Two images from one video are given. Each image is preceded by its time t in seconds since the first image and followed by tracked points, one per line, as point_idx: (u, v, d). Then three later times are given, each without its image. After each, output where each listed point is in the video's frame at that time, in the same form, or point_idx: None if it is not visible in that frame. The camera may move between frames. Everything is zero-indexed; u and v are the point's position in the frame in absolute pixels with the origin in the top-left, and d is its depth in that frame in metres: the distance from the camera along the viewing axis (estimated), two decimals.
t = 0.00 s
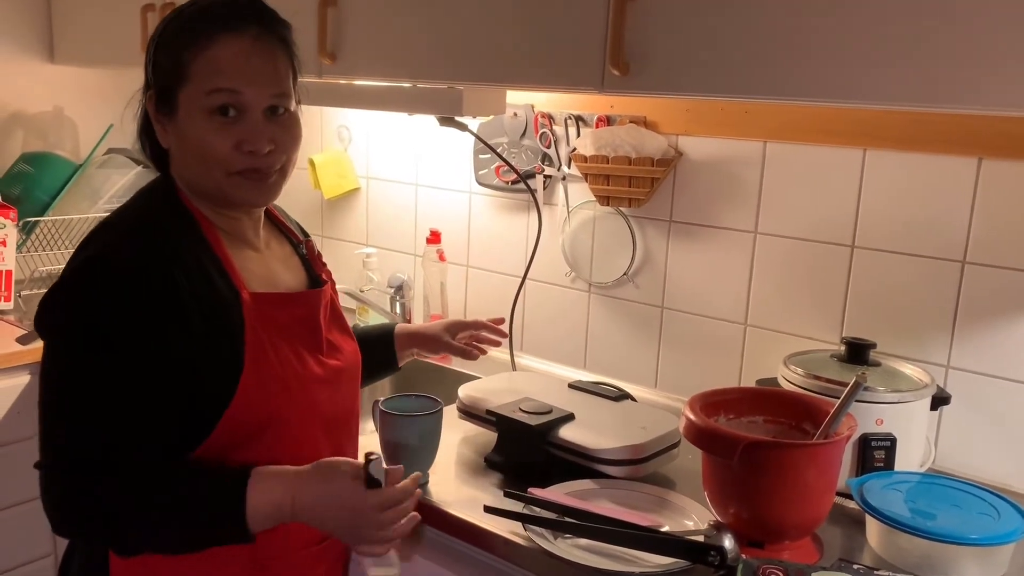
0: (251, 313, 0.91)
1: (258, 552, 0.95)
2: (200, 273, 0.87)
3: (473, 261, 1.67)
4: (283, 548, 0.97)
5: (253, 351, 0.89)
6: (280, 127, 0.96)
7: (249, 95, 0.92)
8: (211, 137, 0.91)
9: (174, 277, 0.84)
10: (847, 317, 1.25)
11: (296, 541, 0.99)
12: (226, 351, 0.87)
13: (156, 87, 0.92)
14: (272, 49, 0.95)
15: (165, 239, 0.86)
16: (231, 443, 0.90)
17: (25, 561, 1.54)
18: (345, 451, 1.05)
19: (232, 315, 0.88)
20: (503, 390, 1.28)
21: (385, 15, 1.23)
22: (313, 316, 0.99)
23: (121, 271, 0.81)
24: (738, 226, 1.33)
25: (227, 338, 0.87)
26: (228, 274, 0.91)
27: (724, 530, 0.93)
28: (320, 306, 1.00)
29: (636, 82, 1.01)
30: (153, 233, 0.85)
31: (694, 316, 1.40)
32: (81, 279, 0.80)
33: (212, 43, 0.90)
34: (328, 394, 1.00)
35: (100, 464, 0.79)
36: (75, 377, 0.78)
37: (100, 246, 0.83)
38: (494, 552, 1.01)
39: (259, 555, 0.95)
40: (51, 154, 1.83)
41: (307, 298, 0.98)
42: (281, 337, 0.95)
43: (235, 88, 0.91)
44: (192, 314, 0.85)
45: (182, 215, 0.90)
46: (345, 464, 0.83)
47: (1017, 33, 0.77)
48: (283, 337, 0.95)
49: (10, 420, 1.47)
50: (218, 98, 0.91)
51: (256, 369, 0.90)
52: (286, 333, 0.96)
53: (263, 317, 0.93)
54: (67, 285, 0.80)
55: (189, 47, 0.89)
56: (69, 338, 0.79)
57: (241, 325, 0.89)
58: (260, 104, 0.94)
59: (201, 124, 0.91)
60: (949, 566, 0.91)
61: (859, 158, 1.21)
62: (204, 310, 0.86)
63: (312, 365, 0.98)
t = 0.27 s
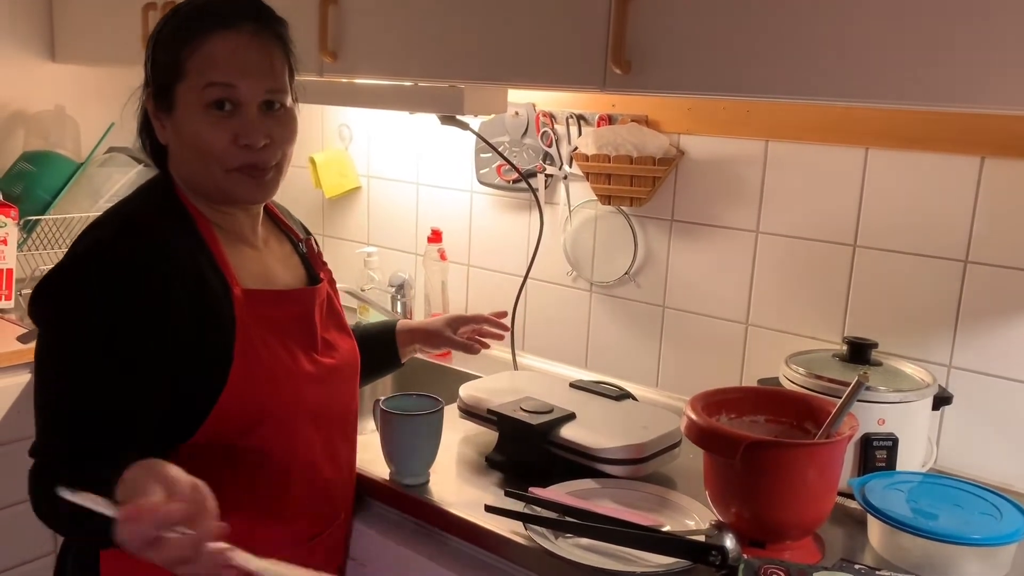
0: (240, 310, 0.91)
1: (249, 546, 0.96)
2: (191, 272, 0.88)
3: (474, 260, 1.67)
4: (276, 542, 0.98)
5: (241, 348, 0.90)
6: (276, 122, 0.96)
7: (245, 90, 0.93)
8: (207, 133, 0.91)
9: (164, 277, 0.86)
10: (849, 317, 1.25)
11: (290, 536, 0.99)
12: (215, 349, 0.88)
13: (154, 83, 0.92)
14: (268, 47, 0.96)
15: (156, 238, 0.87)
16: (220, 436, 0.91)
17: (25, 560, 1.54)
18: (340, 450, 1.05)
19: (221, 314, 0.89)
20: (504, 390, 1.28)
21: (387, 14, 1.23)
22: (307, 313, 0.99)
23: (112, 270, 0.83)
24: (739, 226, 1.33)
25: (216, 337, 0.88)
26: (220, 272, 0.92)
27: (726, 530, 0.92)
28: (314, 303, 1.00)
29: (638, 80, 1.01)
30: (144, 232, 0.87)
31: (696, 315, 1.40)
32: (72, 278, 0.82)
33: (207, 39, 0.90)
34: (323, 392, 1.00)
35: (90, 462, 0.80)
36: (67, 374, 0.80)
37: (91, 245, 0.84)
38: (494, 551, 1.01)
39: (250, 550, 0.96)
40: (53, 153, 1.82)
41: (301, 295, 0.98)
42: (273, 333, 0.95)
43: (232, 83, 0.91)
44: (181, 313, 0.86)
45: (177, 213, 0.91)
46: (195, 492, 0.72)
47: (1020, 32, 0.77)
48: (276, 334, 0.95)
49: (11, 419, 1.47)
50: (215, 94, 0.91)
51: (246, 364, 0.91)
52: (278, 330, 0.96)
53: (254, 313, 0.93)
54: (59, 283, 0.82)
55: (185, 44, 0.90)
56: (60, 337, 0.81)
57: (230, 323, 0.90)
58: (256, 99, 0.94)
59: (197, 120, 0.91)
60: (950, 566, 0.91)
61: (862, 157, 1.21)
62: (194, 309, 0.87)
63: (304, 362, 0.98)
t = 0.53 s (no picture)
0: (228, 309, 0.92)
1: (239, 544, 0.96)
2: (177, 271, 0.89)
3: (475, 259, 1.67)
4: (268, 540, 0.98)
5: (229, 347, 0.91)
6: (278, 125, 0.97)
7: (248, 93, 0.93)
8: (208, 133, 0.92)
9: (147, 279, 0.87)
10: (850, 316, 1.25)
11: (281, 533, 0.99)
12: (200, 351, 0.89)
13: (159, 82, 0.93)
14: (273, 51, 0.96)
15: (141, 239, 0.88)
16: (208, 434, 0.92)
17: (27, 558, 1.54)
18: (333, 449, 1.05)
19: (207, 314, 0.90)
20: (506, 389, 1.28)
21: (389, 12, 1.23)
22: (300, 312, 0.99)
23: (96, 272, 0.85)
24: (741, 224, 1.33)
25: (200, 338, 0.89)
26: (209, 271, 0.92)
27: (727, 528, 0.91)
28: (307, 302, 1.00)
29: (639, 79, 1.01)
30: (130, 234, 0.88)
31: (697, 314, 1.39)
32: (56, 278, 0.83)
33: (211, 42, 0.91)
34: (315, 391, 0.99)
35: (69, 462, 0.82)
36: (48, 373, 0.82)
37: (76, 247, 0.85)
38: (496, 550, 1.01)
39: (241, 548, 0.97)
40: (55, 151, 1.82)
41: (294, 294, 0.98)
42: (264, 332, 0.95)
43: (235, 86, 0.92)
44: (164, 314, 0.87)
45: (168, 212, 0.92)
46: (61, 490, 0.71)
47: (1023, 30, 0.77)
48: (267, 332, 0.95)
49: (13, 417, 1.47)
50: (218, 96, 0.92)
51: (233, 363, 0.91)
52: (270, 328, 0.96)
53: (244, 312, 0.93)
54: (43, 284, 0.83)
55: (191, 46, 0.91)
56: (43, 334, 0.83)
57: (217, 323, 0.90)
58: (258, 103, 0.94)
59: (199, 120, 0.91)
60: (952, 565, 0.91)
61: (864, 156, 1.20)
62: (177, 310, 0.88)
63: (295, 361, 0.98)
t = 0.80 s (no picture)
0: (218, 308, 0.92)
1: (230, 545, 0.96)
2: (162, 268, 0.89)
3: (476, 258, 1.67)
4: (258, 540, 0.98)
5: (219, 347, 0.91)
6: (299, 135, 0.98)
7: (280, 105, 0.93)
8: (235, 144, 0.91)
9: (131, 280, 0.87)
10: (851, 317, 1.25)
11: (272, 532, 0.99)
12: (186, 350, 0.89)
13: (175, 82, 0.91)
14: (300, 62, 0.96)
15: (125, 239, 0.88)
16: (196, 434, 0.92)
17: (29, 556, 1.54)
18: (330, 448, 1.05)
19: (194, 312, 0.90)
20: (507, 388, 1.28)
21: (390, 11, 1.23)
22: (289, 311, 0.99)
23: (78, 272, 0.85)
24: (742, 224, 1.33)
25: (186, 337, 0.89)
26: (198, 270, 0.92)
27: (727, 528, 0.92)
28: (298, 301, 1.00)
29: (640, 79, 1.01)
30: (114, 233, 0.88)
31: (698, 314, 1.40)
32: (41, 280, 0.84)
33: (247, 52, 0.91)
34: (307, 390, 0.99)
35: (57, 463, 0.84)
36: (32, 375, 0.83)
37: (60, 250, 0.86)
38: (496, 549, 1.01)
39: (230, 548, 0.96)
40: (56, 150, 1.82)
41: (286, 293, 0.98)
42: (253, 331, 0.95)
43: (270, 99, 0.92)
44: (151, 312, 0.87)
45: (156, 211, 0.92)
46: (269, 526, 0.87)
47: None
48: (256, 331, 0.95)
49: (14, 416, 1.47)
50: (247, 107, 0.91)
51: (223, 363, 0.91)
52: (259, 327, 0.96)
53: (233, 312, 0.93)
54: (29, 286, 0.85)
55: (227, 55, 0.90)
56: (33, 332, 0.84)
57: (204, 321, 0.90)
58: (287, 114, 0.95)
59: (226, 130, 0.90)
60: (952, 565, 0.91)
61: (865, 156, 1.20)
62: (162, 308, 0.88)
63: (288, 361, 0.98)
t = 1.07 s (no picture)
0: (235, 306, 0.90)
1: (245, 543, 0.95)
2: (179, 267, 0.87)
3: (478, 255, 1.67)
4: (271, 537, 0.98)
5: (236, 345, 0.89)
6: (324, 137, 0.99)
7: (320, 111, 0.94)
8: (282, 151, 0.91)
9: (152, 279, 0.85)
10: (854, 314, 1.25)
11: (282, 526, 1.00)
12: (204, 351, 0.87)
13: (222, 85, 0.88)
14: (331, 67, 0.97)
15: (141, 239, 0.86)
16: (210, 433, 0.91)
17: (29, 551, 1.54)
18: (335, 441, 1.05)
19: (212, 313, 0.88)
20: (508, 385, 1.28)
21: (393, 6, 1.22)
22: (298, 306, 0.98)
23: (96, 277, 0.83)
24: (744, 221, 1.32)
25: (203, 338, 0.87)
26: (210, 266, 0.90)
27: (729, 525, 0.91)
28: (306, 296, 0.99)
29: (644, 75, 1.00)
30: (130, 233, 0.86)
31: (700, 311, 1.39)
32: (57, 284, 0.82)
33: (297, 58, 0.90)
34: (316, 385, 0.99)
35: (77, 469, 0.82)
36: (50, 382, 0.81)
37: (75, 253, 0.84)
38: (498, 546, 1.01)
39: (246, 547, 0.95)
40: (57, 145, 1.82)
41: (294, 289, 0.97)
42: (265, 328, 0.94)
43: (315, 105, 0.93)
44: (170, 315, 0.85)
45: (167, 207, 0.90)
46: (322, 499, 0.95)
47: None
48: (267, 327, 0.95)
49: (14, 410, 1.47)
50: (296, 115, 0.91)
51: (241, 360, 0.90)
52: (270, 323, 0.95)
53: (247, 309, 0.92)
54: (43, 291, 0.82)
55: (280, 60, 0.89)
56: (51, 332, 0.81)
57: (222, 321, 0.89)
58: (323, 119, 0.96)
59: (274, 137, 0.90)
60: (955, 563, 0.90)
61: (868, 154, 1.20)
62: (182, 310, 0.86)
63: (300, 356, 0.97)
